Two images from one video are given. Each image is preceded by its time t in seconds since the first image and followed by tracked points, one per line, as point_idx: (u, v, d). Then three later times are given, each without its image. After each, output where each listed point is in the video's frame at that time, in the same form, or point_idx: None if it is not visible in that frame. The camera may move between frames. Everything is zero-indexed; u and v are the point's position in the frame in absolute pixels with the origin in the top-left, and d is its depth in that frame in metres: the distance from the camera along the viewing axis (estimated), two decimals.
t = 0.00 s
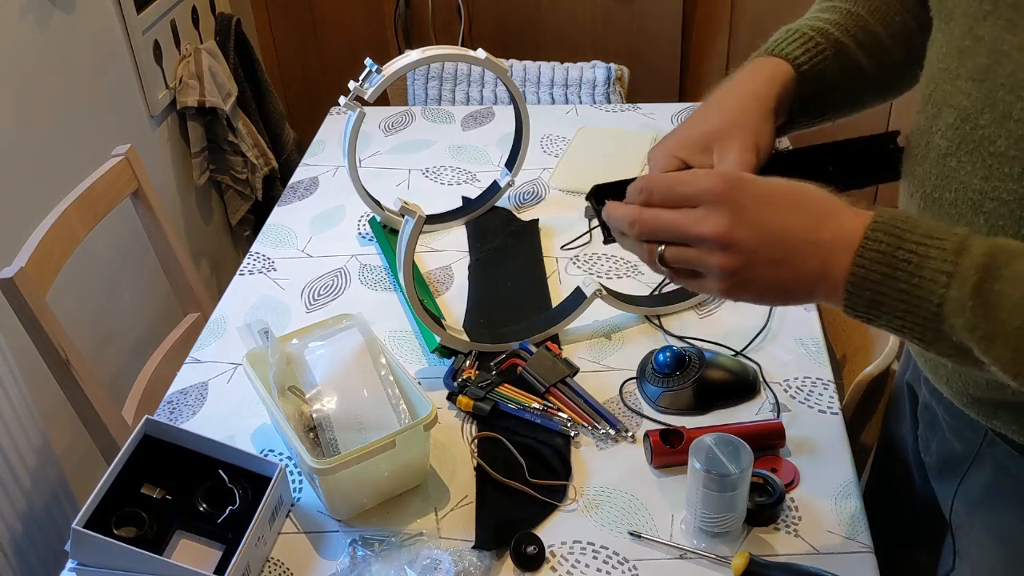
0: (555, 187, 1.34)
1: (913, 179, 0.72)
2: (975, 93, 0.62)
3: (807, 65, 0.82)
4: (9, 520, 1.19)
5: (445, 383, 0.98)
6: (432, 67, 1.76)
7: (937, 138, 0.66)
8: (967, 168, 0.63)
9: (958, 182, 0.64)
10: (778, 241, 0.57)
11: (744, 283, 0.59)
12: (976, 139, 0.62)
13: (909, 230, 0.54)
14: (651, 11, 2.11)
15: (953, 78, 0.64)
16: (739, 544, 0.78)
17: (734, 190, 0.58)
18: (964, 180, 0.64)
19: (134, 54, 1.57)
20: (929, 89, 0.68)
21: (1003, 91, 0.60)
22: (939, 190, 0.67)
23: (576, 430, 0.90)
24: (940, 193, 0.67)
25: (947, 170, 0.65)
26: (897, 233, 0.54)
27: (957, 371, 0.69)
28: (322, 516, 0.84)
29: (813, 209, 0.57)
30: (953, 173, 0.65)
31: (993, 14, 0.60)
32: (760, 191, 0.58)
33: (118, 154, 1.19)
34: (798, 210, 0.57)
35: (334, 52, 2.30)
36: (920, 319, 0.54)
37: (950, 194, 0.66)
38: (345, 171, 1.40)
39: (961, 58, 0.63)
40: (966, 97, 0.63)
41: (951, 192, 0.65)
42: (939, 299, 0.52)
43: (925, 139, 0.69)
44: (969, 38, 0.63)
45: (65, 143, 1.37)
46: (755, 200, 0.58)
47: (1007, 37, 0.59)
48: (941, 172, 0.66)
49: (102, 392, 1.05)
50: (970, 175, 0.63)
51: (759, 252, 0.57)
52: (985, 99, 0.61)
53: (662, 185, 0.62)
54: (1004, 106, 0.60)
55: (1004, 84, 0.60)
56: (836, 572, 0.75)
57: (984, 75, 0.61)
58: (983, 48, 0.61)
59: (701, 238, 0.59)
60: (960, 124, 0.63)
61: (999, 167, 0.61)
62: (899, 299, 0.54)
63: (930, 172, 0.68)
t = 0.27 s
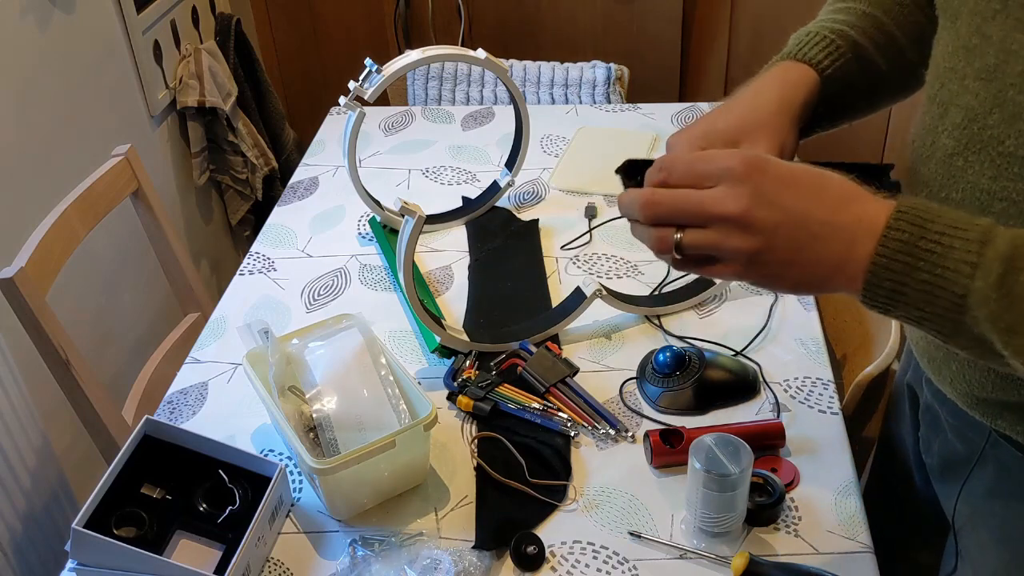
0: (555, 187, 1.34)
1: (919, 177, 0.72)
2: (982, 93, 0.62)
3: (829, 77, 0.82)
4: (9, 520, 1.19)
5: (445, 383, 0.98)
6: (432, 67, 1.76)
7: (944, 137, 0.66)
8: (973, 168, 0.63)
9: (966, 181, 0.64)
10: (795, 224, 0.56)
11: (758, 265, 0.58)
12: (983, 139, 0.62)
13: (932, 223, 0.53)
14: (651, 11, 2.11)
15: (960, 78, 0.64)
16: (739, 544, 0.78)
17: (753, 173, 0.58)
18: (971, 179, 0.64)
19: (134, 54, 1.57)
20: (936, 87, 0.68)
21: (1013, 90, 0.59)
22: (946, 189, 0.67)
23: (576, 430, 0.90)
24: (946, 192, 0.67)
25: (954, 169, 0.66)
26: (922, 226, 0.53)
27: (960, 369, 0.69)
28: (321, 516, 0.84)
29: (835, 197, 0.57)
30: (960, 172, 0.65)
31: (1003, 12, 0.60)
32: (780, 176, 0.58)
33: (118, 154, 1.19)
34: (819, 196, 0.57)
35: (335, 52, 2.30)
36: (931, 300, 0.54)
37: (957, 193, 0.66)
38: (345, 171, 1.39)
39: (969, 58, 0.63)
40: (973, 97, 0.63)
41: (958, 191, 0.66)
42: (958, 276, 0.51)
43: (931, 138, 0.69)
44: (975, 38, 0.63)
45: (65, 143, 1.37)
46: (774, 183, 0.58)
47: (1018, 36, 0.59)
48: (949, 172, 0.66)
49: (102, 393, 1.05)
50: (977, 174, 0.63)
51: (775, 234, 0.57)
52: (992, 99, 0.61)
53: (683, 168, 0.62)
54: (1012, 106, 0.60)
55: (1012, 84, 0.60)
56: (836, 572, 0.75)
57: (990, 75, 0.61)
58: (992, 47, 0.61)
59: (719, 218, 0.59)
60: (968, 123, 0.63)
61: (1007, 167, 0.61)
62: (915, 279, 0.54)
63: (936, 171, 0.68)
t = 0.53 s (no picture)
0: (555, 187, 1.34)
1: (914, 176, 0.72)
2: (982, 92, 0.62)
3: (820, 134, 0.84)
4: (9, 520, 1.19)
5: (445, 383, 0.98)
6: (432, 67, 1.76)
7: (940, 137, 0.67)
8: (973, 167, 0.64)
9: (964, 181, 0.65)
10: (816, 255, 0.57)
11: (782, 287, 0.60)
12: (983, 138, 0.62)
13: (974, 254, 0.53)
14: (651, 11, 2.11)
15: (958, 77, 0.64)
16: (739, 544, 0.78)
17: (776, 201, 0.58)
18: (971, 179, 0.64)
19: (134, 54, 1.57)
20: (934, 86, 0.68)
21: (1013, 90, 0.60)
22: (942, 189, 0.67)
23: (576, 430, 0.90)
24: (943, 191, 0.67)
25: (950, 170, 0.66)
26: (961, 256, 0.53)
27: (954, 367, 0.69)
28: (321, 516, 0.84)
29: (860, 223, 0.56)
30: (955, 173, 0.65)
31: (1004, 13, 0.60)
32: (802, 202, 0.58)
33: (118, 154, 1.19)
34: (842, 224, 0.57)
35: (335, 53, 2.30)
36: (976, 328, 0.54)
37: (955, 193, 0.66)
38: (345, 171, 1.39)
39: (967, 57, 0.64)
40: (971, 97, 0.63)
41: (955, 191, 0.66)
42: (1016, 309, 0.52)
43: (927, 138, 0.69)
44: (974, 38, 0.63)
45: (64, 143, 1.37)
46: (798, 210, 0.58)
47: (1018, 38, 0.59)
48: (945, 173, 0.66)
49: (102, 392, 1.05)
50: (976, 174, 0.64)
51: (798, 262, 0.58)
52: (992, 98, 0.61)
53: (717, 181, 0.62)
54: (1011, 106, 0.60)
55: (1011, 83, 0.60)
56: (836, 572, 0.75)
57: (991, 75, 0.61)
58: (993, 47, 0.61)
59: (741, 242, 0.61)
60: (965, 124, 0.64)
61: (1007, 167, 0.61)
62: (961, 308, 0.54)
63: (934, 171, 0.68)
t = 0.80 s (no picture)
0: (555, 187, 1.34)
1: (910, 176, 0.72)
2: (980, 94, 0.62)
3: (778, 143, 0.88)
4: (9, 520, 1.19)
5: (445, 383, 0.98)
6: (432, 67, 1.76)
7: (936, 137, 0.67)
8: (968, 169, 0.64)
9: (960, 182, 0.65)
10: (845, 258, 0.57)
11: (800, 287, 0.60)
12: (980, 140, 0.62)
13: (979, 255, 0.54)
14: (651, 11, 2.11)
15: (955, 79, 0.64)
16: (739, 544, 0.78)
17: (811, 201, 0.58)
18: (967, 180, 0.64)
19: (134, 54, 1.57)
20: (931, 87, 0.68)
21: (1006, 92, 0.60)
22: (938, 189, 0.67)
23: (576, 430, 0.90)
24: (939, 191, 0.67)
25: (947, 170, 0.66)
26: (967, 256, 0.55)
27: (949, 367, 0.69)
28: (321, 516, 0.84)
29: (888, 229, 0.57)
30: (950, 173, 0.65)
31: (1002, 15, 0.60)
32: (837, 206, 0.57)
33: (118, 154, 1.19)
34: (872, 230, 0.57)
35: (335, 52, 2.30)
36: (983, 330, 0.55)
37: (951, 194, 0.66)
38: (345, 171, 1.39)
39: (966, 58, 0.63)
40: (970, 99, 0.63)
41: (950, 192, 0.66)
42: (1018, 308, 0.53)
43: (923, 139, 0.69)
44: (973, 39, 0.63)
45: (65, 142, 1.37)
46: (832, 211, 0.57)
47: (1016, 39, 0.59)
48: (940, 173, 0.66)
49: (102, 392, 1.05)
50: (972, 175, 0.64)
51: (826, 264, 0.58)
52: (989, 100, 0.61)
53: (746, 172, 0.61)
54: (1008, 109, 0.60)
55: (1009, 85, 0.60)
56: (836, 572, 0.75)
57: (989, 76, 0.61)
58: (989, 49, 0.61)
59: (769, 239, 0.60)
60: (962, 125, 0.64)
61: (1004, 170, 0.61)
62: (970, 310, 0.55)
63: (929, 172, 0.68)
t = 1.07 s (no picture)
0: (555, 187, 1.34)
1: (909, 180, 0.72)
2: (976, 99, 0.62)
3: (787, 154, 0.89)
4: (9, 520, 1.19)
5: (445, 383, 0.98)
6: (432, 67, 1.76)
7: (935, 142, 0.67)
8: (966, 173, 0.64)
9: (958, 186, 0.65)
10: (839, 252, 0.57)
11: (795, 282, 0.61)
12: (977, 145, 0.62)
13: (966, 254, 0.54)
14: (651, 11, 2.11)
15: (953, 83, 0.64)
16: (739, 545, 0.78)
17: (806, 193, 0.58)
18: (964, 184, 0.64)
19: (134, 54, 1.57)
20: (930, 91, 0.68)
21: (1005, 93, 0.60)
22: (936, 193, 0.67)
23: (576, 430, 0.90)
24: (937, 195, 0.67)
25: (945, 174, 0.66)
26: (955, 254, 0.54)
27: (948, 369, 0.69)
28: (321, 516, 0.84)
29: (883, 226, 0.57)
30: (948, 177, 0.66)
31: (999, 17, 0.60)
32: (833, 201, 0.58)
33: (119, 154, 1.19)
34: (866, 225, 0.57)
35: (335, 52, 2.30)
36: (970, 327, 0.54)
37: (949, 198, 0.66)
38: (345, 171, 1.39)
39: (964, 63, 0.63)
40: (967, 104, 0.63)
41: (949, 196, 0.66)
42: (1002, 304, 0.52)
43: (922, 143, 0.69)
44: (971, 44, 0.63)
45: (65, 142, 1.37)
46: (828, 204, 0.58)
47: (1013, 42, 0.59)
48: (939, 178, 0.66)
49: (103, 392, 1.05)
50: (969, 179, 0.64)
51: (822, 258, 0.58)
52: (985, 105, 0.61)
53: (746, 167, 0.61)
54: (1004, 113, 0.60)
55: (1005, 91, 0.60)
56: (836, 572, 0.75)
57: (986, 81, 0.61)
58: (986, 54, 0.61)
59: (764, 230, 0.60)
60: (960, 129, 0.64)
61: (1000, 173, 0.61)
62: (959, 307, 0.54)
63: (927, 176, 0.68)
